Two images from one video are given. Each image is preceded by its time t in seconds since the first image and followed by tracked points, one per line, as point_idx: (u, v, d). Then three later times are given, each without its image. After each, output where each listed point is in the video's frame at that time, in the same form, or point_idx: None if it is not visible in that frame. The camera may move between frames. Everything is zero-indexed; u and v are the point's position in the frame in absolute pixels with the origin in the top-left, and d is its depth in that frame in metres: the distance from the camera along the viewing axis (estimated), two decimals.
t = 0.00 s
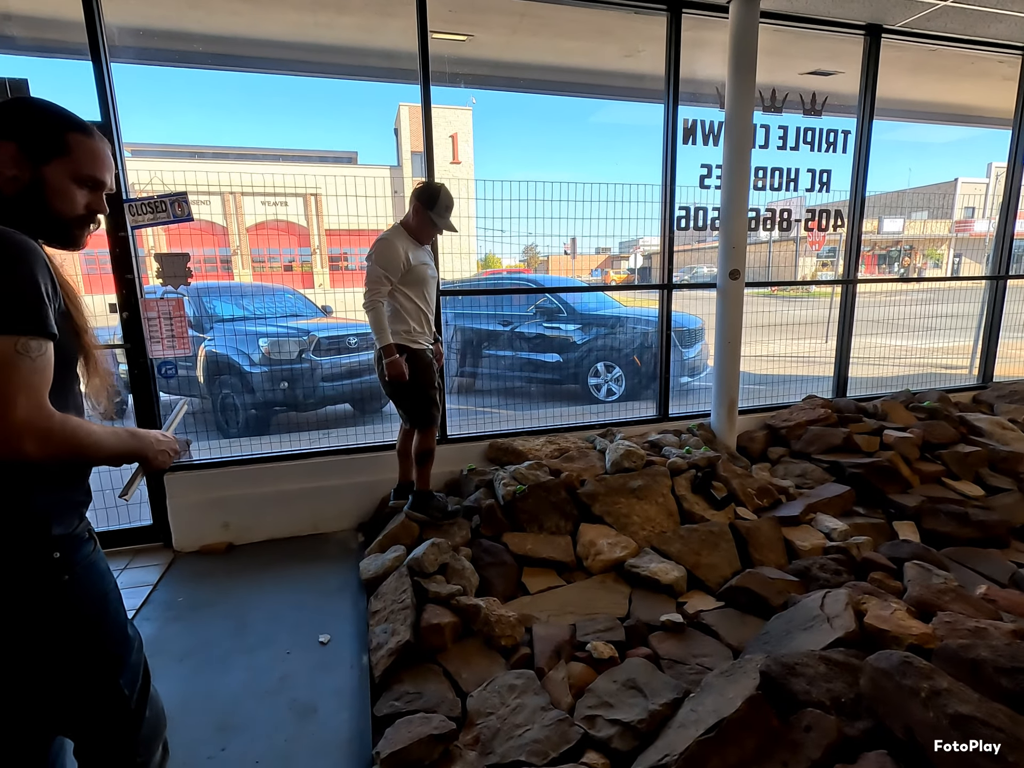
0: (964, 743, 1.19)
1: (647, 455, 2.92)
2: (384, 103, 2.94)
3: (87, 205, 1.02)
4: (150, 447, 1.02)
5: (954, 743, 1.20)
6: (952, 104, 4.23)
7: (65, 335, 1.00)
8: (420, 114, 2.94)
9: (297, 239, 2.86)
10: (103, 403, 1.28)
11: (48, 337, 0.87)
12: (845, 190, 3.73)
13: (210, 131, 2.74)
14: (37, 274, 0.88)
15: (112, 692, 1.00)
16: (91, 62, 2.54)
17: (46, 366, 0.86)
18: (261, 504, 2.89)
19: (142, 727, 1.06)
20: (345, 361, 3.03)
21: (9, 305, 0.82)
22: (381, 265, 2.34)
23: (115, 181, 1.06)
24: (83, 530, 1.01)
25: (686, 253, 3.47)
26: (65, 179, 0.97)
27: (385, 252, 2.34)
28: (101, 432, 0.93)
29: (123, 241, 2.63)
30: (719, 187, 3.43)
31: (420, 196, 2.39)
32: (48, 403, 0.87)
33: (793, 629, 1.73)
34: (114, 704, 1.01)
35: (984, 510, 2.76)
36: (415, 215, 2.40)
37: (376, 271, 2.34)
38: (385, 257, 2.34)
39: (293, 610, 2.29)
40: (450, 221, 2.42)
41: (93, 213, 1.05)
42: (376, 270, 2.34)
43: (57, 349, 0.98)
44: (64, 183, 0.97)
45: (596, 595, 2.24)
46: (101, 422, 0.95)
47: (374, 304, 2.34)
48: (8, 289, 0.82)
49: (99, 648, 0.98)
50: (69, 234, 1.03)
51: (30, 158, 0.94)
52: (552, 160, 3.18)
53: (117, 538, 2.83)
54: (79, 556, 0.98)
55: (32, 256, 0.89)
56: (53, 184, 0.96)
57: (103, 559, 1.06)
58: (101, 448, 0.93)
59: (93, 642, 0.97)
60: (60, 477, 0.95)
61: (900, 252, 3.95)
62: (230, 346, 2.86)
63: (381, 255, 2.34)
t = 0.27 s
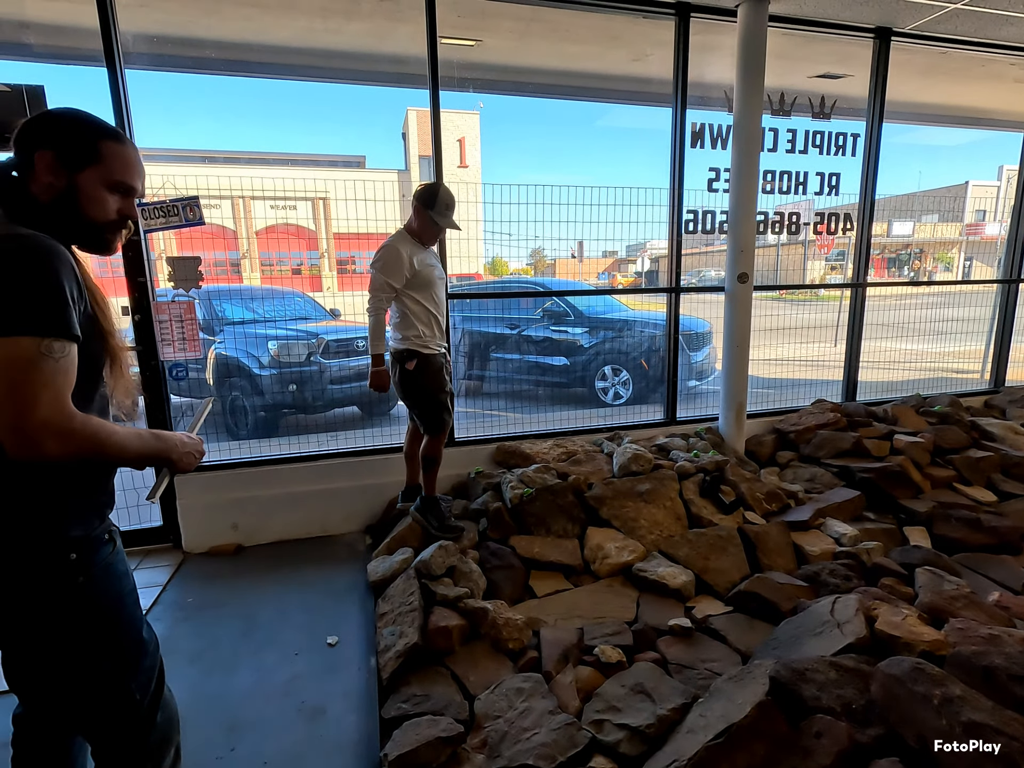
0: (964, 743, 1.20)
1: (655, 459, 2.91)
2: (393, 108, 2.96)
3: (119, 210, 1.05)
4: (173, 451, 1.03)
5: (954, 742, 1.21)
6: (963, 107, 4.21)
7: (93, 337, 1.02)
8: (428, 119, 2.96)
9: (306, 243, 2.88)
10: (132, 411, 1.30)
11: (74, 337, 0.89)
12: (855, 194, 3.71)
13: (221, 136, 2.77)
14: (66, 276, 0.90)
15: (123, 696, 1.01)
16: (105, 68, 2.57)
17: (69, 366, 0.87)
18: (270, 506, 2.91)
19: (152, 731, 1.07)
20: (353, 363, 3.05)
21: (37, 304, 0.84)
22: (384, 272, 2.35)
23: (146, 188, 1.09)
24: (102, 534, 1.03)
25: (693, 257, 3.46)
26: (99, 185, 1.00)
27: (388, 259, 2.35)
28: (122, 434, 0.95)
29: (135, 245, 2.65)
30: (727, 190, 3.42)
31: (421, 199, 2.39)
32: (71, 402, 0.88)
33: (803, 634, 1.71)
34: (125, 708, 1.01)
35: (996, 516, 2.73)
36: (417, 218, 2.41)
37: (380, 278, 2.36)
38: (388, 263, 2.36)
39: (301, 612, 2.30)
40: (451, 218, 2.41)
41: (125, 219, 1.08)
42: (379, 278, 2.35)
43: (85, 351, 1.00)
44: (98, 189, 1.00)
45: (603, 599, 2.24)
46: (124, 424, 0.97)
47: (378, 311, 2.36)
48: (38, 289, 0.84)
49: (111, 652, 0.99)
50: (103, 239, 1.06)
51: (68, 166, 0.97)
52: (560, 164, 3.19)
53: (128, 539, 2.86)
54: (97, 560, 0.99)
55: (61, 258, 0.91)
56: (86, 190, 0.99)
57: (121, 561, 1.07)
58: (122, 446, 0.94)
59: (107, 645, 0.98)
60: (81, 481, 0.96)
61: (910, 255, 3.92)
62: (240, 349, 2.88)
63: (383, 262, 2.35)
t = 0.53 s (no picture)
0: (964, 743, 1.20)
1: (660, 462, 2.91)
2: (399, 111, 2.97)
3: (143, 216, 1.07)
4: (187, 452, 1.04)
5: (954, 742, 1.21)
6: (969, 109, 4.19)
7: (110, 341, 1.03)
8: (434, 122, 2.97)
9: (312, 246, 2.89)
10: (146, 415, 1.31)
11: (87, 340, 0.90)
12: (861, 196, 3.70)
13: (229, 140, 2.79)
14: (84, 280, 0.92)
15: (163, 672, 1.06)
16: (115, 73, 2.60)
17: (82, 368, 0.88)
18: (276, 508, 2.91)
19: (194, 702, 1.12)
20: (358, 365, 3.05)
21: (54, 307, 0.85)
22: (389, 276, 2.36)
23: (171, 194, 1.11)
24: (117, 525, 1.05)
25: (699, 259, 3.46)
26: (124, 191, 1.03)
27: (393, 263, 2.36)
28: (132, 436, 0.95)
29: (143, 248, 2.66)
30: (733, 193, 3.42)
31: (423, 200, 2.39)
32: (81, 404, 0.88)
33: (809, 638, 1.70)
34: (167, 684, 1.06)
35: (1005, 520, 2.71)
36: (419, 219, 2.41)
37: (385, 283, 2.37)
38: (393, 268, 2.36)
39: (307, 613, 2.30)
40: (456, 215, 2.41)
41: (150, 224, 1.10)
42: (384, 283, 2.37)
43: (100, 355, 1.01)
44: (123, 195, 1.03)
45: (608, 602, 2.23)
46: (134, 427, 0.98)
47: (385, 316, 2.37)
48: (55, 292, 0.86)
49: (148, 630, 1.03)
50: (129, 244, 1.09)
51: (95, 173, 1.00)
52: (566, 167, 3.19)
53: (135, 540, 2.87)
54: (115, 550, 1.02)
55: (80, 263, 0.93)
56: (112, 196, 1.02)
57: (142, 550, 1.10)
58: (133, 450, 0.95)
59: (141, 626, 1.03)
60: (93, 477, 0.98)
61: (917, 257, 3.90)
62: (247, 351, 2.90)
63: (388, 267, 2.36)
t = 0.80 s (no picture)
0: (965, 743, 1.22)
1: (666, 466, 2.90)
2: (406, 116, 2.99)
3: (196, 226, 1.10)
4: (220, 461, 1.09)
5: (954, 743, 1.23)
6: (978, 112, 4.17)
7: (155, 346, 1.06)
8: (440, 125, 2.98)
9: (319, 250, 2.91)
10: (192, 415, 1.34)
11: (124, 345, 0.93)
12: (869, 200, 3.69)
13: (238, 144, 2.81)
14: (126, 289, 0.95)
15: (185, 670, 1.13)
16: (126, 80, 2.63)
17: (116, 373, 0.91)
18: (282, 511, 2.92)
19: (215, 700, 1.19)
20: (365, 369, 3.06)
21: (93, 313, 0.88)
22: (396, 284, 2.38)
23: (226, 204, 1.14)
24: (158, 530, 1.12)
25: (705, 263, 3.45)
26: (178, 201, 1.06)
27: (399, 270, 2.37)
28: (158, 441, 0.97)
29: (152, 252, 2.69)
30: (740, 197, 3.41)
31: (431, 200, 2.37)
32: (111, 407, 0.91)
33: (817, 645, 1.69)
34: (187, 681, 1.14)
35: (1016, 527, 2.68)
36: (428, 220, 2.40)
37: (393, 290, 2.38)
38: (399, 275, 2.38)
39: (313, 616, 2.31)
40: (466, 210, 2.37)
41: (204, 233, 1.14)
42: (391, 291, 2.38)
43: (142, 360, 1.04)
44: (176, 206, 1.07)
45: (614, 607, 2.22)
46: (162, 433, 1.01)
47: (391, 323, 2.39)
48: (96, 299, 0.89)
49: (173, 634, 1.11)
50: (183, 252, 1.13)
51: (150, 184, 1.04)
52: (572, 171, 3.20)
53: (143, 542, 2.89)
54: (154, 555, 1.09)
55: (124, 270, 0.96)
56: (167, 206, 1.06)
57: (175, 552, 1.16)
58: (164, 457, 0.98)
59: (168, 627, 1.10)
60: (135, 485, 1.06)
61: (925, 261, 3.88)
62: (254, 355, 2.92)
63: (395, 274, 2.37)
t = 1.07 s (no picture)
0: (965, 743, 1.22)
1: (672, 471, 2.89)
2: (412, 120, 3.00)
3: (258, 231, 1.13)
4: (289, 458, 1.11)
5: (954, 743, 1.23)
6: (986, 116, 4.15)
7: (218, 351, 1.10)
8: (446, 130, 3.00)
9: (325, 254, 2.92)
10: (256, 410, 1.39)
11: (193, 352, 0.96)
12: (875, 204, 3.68)
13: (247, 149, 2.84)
14: (194, 298, 0.98)
15: (241, 663, 1.16)
16: (136, 86, 2.65)
17: (188, 381, 0.94)
18: (287, 514, 2.93)
19: (266, 696, 1.22)
20: (370, 372, 3.08)
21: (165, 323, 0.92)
22: (413, 290, 2.36)
23: (287, 210, 1.16)
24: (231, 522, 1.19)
25: (710, 267, 3.45)
26: (242, 208, 1.09)
27: (416, 275, 2.35)
28: (230, 444, 1.00)
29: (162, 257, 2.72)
30: (745, 201, 3.41)
31: (447, 204, 2.37)
32: (186, 413, 0.95)
33: (825, 652, 1.67)
34: (243, 674, 1.16)
35: None
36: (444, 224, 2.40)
37: (410, 296, 2.36)
38: (416, 280, 2.36)
39: (318, 620, 2.31)
40: (483, 216, 2.39)
41: (264, 237, 1.17)
42: (407, 297, 2.37)
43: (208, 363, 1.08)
44: (239, 212, 1.09)
45: (620, 613, 2.21)
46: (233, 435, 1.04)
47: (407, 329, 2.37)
48: (167, 310, 0.93)
49: (237, 625, 1.15)
50: (244, 256, 1.16)
51: (213, 192, 1.07)
52: (578, 175, 3.21)
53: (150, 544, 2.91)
54: (227, 545, 1.15)
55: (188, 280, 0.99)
56: (230, 213, 1.09)
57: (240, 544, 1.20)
58: (234, 459, 1.01)
59: (228, 616, 1.13)
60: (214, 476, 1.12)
61: (932, 265, 3.86)
62: (261, 358, 2.93)
63: (411, 279, 2.35)
